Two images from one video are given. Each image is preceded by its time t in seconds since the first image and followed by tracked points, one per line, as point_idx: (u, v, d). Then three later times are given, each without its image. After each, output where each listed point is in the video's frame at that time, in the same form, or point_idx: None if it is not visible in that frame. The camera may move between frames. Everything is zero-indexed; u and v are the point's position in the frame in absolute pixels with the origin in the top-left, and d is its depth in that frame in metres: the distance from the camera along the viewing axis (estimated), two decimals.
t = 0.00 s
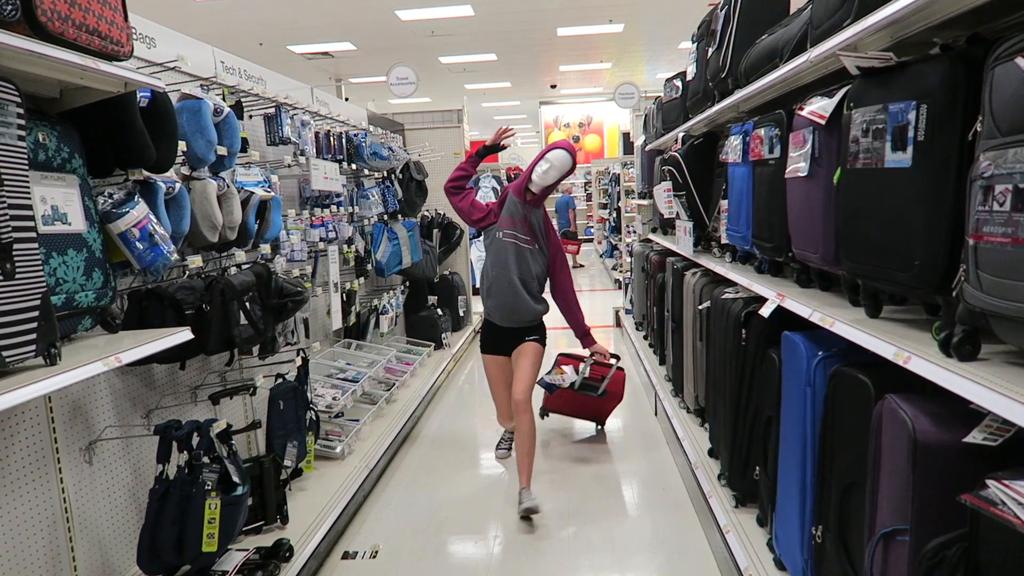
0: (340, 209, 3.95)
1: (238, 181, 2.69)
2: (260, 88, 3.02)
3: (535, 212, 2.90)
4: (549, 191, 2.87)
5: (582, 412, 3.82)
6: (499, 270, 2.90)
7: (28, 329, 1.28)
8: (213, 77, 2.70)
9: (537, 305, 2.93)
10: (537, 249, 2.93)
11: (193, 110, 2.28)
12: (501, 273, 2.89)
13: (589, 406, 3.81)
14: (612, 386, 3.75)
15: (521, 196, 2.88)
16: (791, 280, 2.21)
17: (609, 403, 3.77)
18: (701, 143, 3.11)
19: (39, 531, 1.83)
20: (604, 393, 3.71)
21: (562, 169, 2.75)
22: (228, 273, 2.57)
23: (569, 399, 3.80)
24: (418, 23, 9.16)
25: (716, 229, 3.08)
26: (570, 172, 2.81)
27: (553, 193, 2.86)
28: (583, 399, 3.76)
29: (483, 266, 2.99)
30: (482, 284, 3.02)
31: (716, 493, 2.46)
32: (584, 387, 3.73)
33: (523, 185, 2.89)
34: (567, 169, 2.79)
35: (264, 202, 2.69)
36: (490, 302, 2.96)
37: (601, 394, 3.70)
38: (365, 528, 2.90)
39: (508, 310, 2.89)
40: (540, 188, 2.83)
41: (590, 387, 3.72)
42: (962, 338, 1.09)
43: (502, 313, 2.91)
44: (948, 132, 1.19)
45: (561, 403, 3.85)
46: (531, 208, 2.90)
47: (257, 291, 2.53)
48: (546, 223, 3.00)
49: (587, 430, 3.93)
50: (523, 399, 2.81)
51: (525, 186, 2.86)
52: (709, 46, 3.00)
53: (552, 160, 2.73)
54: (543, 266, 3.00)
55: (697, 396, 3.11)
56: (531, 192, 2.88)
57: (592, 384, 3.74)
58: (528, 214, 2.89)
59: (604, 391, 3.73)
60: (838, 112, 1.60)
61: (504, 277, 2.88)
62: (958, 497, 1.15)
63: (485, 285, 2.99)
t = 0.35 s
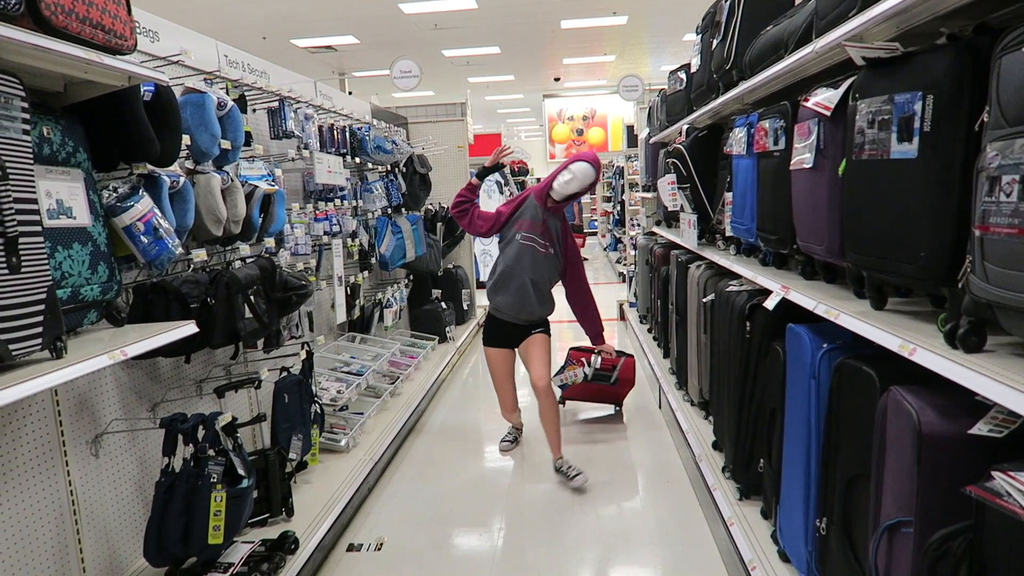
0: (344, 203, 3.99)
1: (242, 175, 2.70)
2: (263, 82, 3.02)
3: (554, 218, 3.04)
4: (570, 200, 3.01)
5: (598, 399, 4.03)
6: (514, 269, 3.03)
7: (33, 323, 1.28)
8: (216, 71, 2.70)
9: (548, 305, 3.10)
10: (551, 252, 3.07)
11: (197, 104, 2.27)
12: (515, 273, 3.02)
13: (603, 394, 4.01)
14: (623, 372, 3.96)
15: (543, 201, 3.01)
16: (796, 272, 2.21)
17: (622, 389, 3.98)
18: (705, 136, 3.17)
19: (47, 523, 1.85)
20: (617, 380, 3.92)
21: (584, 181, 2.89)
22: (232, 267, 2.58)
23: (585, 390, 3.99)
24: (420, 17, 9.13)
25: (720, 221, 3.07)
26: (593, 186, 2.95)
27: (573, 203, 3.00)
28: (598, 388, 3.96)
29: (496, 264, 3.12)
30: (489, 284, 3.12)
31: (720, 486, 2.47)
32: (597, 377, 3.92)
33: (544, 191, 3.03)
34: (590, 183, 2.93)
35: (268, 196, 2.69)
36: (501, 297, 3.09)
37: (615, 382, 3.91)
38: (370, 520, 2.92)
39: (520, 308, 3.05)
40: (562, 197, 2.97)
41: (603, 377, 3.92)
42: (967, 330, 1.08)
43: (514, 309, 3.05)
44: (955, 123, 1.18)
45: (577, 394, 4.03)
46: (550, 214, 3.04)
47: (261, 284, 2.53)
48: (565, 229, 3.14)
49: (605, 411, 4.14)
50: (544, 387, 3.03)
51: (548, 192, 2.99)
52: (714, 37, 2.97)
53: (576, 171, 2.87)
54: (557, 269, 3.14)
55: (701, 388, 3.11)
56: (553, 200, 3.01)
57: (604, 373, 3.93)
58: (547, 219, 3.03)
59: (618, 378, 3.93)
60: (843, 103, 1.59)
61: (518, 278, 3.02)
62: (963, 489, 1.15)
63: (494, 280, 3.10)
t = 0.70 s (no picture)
0: (346, 198, 3.97)
1: (243, 170, 2.70)
2: (263, 77, 3.01)
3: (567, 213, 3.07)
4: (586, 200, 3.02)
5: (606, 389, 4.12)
6: (526, 264, 3.07)
7: (36, 319, 1.29)
8: (217, 66, 2.70)
9: (554, 297, 3.18)
10: (563, 247, 3.11)
11: (198, 99, 2.27)
12: (527, 268, 3.07)
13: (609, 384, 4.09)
14: (624, 360, 4.05)
15: (558, 196, 3.03)
16: (798, 265, 2.20)
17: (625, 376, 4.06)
18: (708, 128, 3.14)
19: (52, 519, 1.86)
20: (618, 366, 4.01)
21: (604, 188, 2.90)
22: (234, 262, 2.58)
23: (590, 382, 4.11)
24: (421, 11, 9.10)
25: (722, 215, 3.06)
26: (612, 193, 2.95)
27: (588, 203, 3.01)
28: (601, 377, 4.06)
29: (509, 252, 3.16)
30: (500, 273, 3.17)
31: (722, 479, 2.47)
32: (597, 366, 4.03)
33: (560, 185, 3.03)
34: (610, 190, 2.93)
35: (270, 191, 2.69)
36: (512, 289, 3.14)
37: (616, 367, 4.01)
38: (373, 515, 2.93)
39: (530, 301, 3.12)
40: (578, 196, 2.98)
41: (604, 364, 4.02)
42: (971, 323, 1.08)
43: (524, 302, 3.13)
44: (958, 115, 1.18)
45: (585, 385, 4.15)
46: (564, 210, 3.06)
47: (263, 280, 2.54)
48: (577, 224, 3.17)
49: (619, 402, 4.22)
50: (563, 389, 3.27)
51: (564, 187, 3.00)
52: (716, 30, 2.96)
53: (598, 177, 2.87)
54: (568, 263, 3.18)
55: (703, 382, 3.11)
56: (568, 195, 3.03)
57: (604, 361, 4.04)
58: (560, 214, 3.06)
59: (619, 365, 4.03)
60: (846, 96, 1.58)
61: (531, 272, 3.07)
62: (966, 481, 1.15)
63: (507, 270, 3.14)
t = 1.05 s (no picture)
0: (346, 191, 3.96)
1: (243, 164, 2.69)
2: (263, 70, 3.01)
3: (581, 208, 3.07)
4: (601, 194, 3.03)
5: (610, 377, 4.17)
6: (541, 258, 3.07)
7: (37, 314, 1.29)
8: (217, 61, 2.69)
9: (568, 290, 3.18)
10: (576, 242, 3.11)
11: (198, 94, 2.27)
12: (542, 262, 3.07)
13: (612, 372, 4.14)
14: (626, 346, 4.11)
15: (573, 190, 3.03)
16: (799, 257, 2.20)
17: (628, 362, 4.11)
18: (709, 121, 3.12)
19: (56, 512, 1.87)
20: (621, 351, 4.08)
21: (620, 181, 2.91)
22: (235, 257, 2.58)
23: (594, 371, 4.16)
24: (421, 4, 9.07)
25: (723, 207, 3.06)
26: (627, 187, 2.97)
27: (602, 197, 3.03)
28: (604, 364, 4.12)
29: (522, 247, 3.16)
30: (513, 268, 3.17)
31: (723, 471, 2.48)
32: (599, 354, 4.09)
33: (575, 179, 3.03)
34: (625, 183, 2.95)
35: (270, 185, 2.69)
36: (526, 284, 3.13)
37: (618, 353, 4.07)
38: (375, 508, 2.94)
39: (546, 295, 3.11)
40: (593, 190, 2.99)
41: (606, 351, 4.08)
42: (971, 313, 1.08)
43: (538, 297, 3.11)
44: (959, 106, 1.17)
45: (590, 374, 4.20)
46: (578, 204, 3.07)
47: (264, 274, 2.54)
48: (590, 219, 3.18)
49: (623, 392, 4.26)
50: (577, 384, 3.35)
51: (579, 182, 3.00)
52: (716, 21, 2.95)
53: (615, 170, 2.88)
54: (581, 258, 3.19)
55: (704, 374, 3.11)
56: (583, 190, 3.03)
57: (606, 348, 4.09)
58: (575, 209, 3.06)
59: (621, 352, 4.08)
60: (847, 86, 1.57)
61: (547, 267, 3.07)
62: (967, 471, 1.15)
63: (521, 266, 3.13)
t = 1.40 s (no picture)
0: (348, 185, 3.96)
1: (245, 157, 2.69)
2: (265, 64, 3.01)
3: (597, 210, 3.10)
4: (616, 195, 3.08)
5: (613, 371, 4.16)
6: (559, 260, 3.07)
7: (39, 305, 1.29)
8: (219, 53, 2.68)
9: (582, 290, 3.21)
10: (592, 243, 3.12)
11: (200, 86, 2.26)
12: (562, 264, 3.07)
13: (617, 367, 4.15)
14: (632, 340, 4.11)
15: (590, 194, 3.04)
16: (800, 254, 2.20)
17: (634, 356, 4.11)
18: (711, 117, 3.12)
19: (56, 503, 1.87)
20: (626, 345, 4.08)
21: (638, 183, 2.97)
22: (236, 250, 2.59)
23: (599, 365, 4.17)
24: None
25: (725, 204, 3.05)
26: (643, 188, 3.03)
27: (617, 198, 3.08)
28: (610, 358, 4.13)
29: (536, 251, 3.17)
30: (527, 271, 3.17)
31: (723, 468, 2.48)
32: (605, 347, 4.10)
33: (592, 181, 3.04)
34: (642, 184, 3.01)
35: (272, 178, 2.69)
36: (542, 286, 3.11)
37: (624, 347, 4.07)
38: (375, 502, 2.95)
39: (565, 297, 3.12)
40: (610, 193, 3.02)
41: (611, 345, 4.08)
42: (972, 310, 1.08)
43: (555, 297, 3.12)
44: (961, 103, 1.17)
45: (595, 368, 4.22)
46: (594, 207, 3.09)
47: (265, 268, 2.54)
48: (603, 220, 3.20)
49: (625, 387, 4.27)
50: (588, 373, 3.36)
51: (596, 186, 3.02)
52: (719, 16, 2.94)
53: (635, 174, 2.93)
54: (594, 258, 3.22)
55: (704, 371, 3.11)
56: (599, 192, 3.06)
57: (612, 342, 4.10)
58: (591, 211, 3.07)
59: (627, 346, 4.08)
60: (849, 83, 1.57)
61: (566, 269, 3.08)
62: (966, 469, 1.15)
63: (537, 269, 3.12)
